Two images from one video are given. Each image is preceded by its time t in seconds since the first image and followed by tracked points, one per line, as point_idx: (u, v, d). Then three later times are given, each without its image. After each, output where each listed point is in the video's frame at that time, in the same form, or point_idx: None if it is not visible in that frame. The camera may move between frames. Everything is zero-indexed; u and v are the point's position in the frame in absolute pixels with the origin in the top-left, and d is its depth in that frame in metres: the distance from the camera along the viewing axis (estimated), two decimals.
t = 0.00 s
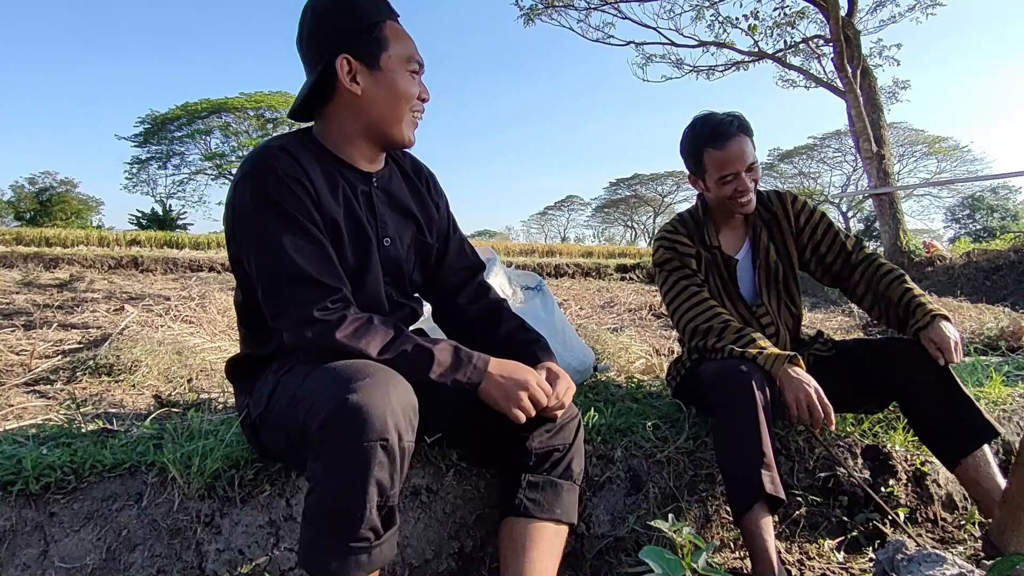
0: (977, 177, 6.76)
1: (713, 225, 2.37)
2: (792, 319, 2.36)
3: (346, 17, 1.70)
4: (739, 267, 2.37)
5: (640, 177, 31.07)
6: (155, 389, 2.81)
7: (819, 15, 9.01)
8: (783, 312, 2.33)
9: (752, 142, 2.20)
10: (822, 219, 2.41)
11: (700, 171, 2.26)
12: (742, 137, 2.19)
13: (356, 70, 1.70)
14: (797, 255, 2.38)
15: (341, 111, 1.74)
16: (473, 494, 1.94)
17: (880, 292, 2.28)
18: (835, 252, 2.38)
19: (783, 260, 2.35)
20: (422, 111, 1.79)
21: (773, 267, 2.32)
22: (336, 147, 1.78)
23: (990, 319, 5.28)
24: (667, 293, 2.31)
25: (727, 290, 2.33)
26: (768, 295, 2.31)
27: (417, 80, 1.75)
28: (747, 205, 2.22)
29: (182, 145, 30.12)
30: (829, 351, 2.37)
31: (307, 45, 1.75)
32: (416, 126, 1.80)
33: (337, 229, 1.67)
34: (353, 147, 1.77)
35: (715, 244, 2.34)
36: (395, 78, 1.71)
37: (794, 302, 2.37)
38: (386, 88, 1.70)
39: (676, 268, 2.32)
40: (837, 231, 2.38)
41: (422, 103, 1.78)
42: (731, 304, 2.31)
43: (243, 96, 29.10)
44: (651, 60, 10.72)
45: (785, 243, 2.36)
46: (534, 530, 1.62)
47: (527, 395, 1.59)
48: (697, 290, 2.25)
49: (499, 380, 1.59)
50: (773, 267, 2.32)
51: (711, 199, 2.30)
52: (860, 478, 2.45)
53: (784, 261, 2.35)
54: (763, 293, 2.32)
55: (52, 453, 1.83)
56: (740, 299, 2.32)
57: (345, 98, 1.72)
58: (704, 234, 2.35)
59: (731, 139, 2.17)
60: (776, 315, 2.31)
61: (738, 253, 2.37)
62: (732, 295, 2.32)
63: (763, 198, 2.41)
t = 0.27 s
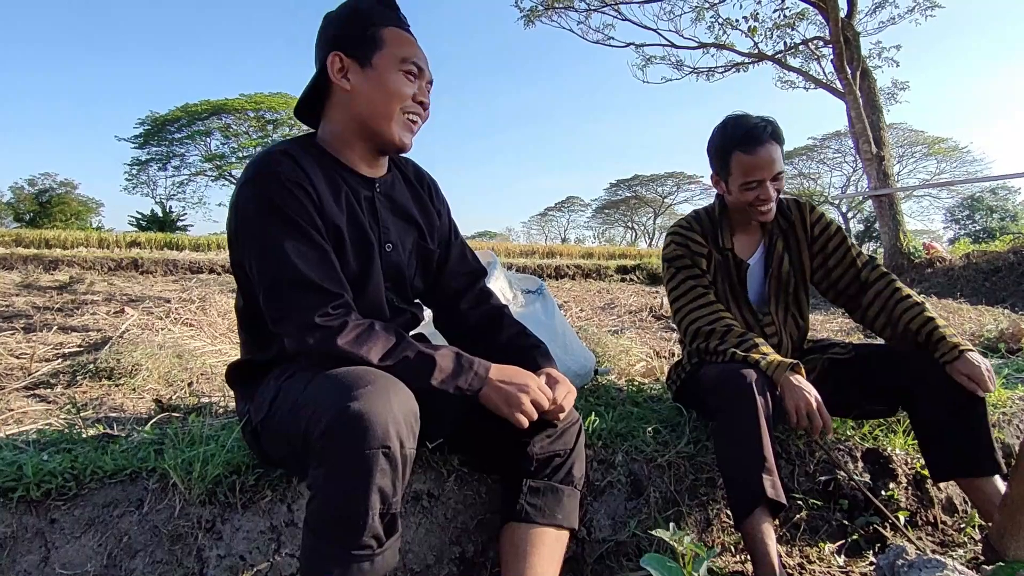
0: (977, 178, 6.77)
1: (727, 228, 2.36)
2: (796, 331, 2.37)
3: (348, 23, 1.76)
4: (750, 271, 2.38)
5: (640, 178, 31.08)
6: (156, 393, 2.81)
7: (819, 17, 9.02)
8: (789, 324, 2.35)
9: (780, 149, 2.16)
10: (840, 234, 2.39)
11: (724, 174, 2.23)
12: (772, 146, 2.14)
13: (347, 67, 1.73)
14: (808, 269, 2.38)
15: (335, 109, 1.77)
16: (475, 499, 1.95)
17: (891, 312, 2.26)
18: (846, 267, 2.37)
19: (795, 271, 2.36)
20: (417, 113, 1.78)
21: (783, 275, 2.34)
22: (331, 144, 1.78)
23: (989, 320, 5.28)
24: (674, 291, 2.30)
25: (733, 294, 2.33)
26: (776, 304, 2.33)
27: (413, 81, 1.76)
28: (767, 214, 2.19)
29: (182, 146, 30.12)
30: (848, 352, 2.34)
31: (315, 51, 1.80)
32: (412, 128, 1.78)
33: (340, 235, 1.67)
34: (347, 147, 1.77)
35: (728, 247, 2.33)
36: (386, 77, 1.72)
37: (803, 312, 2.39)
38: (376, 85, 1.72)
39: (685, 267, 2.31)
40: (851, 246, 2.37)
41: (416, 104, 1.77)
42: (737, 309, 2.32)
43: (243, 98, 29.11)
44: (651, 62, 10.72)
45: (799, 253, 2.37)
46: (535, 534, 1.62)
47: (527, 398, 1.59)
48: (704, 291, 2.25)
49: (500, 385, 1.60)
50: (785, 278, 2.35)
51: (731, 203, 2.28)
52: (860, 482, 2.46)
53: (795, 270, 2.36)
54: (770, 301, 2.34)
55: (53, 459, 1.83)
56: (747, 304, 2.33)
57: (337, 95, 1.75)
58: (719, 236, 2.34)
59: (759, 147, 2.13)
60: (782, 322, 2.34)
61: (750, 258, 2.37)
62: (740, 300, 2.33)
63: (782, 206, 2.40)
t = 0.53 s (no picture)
0: (977, 179, 6.78)
1: (749, 229, 2.33)
2: (801, 342, 2.38)
3: (355, 30, 1.77)
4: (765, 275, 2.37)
5: (640, 179, 31.09)
6: (155, 395, 2.81)
7: (818, 18, 9.03)
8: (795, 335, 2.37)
9: (817, 158, 2.15)
10: (856, 249, 2.39)
11: (756, 176, 2.22)
12: (810, 155, 2.14)
13: (352, 73, 1.75)
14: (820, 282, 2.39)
15: (342, 115, 1.79)
16: (474, 502, 1.95)
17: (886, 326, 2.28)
18: (853, 281, 2.38)
19: (809, 283, 2.37)
20: (423, 114, 1.77)
21: (798, 284, 2.34)
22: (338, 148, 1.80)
23: (988, 321, 5.28)
24: (684, 289, 2.29)
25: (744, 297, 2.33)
26: (786, 314, 2.34)
27: (415, 81, 1.75)
28: (792, 221, 2.20)
29: (181, 147, 30.12)
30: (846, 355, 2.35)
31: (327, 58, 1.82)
32: (417, 127, 1.76)
33: (346, 237, 1.67)
34: (354, 150, 1.77)
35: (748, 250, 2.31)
36: (389, 81, 1.72)
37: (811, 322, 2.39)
38: (379, 88, 1.72)
39: (700, 265, 2.29)
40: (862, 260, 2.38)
41: (420, 103, 1.75)
42: (746, 313, 2.32)
43: (243, 99, 29.12)
44: (650, 63, 10.75)
45: (816, 264, 2.37)
46: (534, 538, 1.62)
47: (526, 404, 1.60)
48: (714, 293, 2.24)
49: (499, 391, 1.60)
50: (799, 287, 2.35)
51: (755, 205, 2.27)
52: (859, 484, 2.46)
53: (808, 280, 2.36)
54: (783, 309, 2.35)
55: (53, 462, 1.83)
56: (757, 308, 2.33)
57: (344, 100, 1.77)
58: (740, 238, 2.32)
59: (797, 155, 2.12)
60: (789, 332, 2.35)
61: (767, 262, 2.36)
62: (751, 304, 2.33)
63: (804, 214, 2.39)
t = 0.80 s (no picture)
0: (975, 179, 6.77)
1: (781, 232, 2.29)
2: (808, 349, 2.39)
3: (374, 33, 1.76)
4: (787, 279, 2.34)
5: (639, 179, 31.10)
6: (153, 396, 2.81)
7: (817, 19, 9.04)
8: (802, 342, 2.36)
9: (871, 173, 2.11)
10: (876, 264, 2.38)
11: (806, 180, 2.15)
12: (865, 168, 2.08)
13: (374, 77, 1.73)
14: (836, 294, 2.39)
15: (358, 117, 1.77)
16: (471, 502, 1.95)
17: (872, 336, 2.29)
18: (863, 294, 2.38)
19: (829, 294, 2.36)
20: (439, 124, 1.79)
21: (818, 294, 2.32)
22: (348, 149, 1.78)
23: (987, 322, 5.28)
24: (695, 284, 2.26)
25: (759, 298, 2.31)
26: (798, 321, 2.32)
27: (434, 90, 1.76)
28: (829, 232, 2.18)
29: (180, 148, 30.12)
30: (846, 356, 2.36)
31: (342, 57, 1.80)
32: (434, 135, 1.77)
33: (348, 237, 1.67)
34: (367, 153, 1.77)
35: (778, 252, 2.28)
36: (411, 89, 1.72)
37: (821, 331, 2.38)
38: (401, 96, 1.72)
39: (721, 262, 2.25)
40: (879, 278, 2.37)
41: (438, 112, 1.77)
42: (757, 315, 2.32)
43: (243, 100, 29.12)
44: (650, 64, 10.76)
45: (834, 277, 2.36)
46: (531, 538, 1.62)
47: (523, 394, 1.60)
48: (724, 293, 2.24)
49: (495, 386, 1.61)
50: (818, 298, 2.33)
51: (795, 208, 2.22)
52: (857, 484, 2.46)
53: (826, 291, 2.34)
54: (798, 316, 2.33)
55: (49, 463, 1.83)
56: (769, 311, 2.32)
57: (363, 103, 1.75)
58: (770, 240, 2.28)
59: (851, 167, 2.06)
60: (796, 342, 2.34)
61: (791, 266, 2.33)
62: (765, 307, 2.32)
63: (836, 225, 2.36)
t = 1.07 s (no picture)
0: (975, 178, 6.77)
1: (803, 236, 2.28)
2: (811, 349, 2.39)
3: (384, 31, 1.74)
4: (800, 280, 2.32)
5: (639, 180, 31.10)
6: (151, 395, 2.81)
7: (817, 19, 9.05)
8: (806, 343, 2.34)
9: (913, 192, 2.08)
10: (884, 263, 2.39)
11: (852, 186, 2.10)
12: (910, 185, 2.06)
13: (391, 78, 1.71)
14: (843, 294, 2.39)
15: (367, 117, 1.75)
16: (469, 500, 1.95)
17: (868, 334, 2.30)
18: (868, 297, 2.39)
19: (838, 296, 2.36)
20: (445, 128, 1.81)
21: (828, 296, 2.32)
22: (354, 148, 1.77)
23: (987, 322, 5.27)
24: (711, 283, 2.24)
25: (771, 301, 2.31)
26: (805, 321, 2.30)
27: (444, 96, 1.77)
28: (854, 242, 2.17)
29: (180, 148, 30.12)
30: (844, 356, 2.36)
31: (347, 55, 1.78)
32: (440, 139, 1.80)
33: (349, 235, 1.67)
34: (373, 152, 1.76)
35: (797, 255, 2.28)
36: (424, 93, 1.72)
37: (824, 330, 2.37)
38: (416, 99, 1.72)
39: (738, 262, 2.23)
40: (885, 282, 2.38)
41: (446, 118, 1.79)
42: (767, 316, 2.31)
43: (242, 100, 29.12)
44: (650, 64, 10.76)
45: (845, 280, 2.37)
46: (529, 537, 1.62)
47: (519, 400, 1.61)
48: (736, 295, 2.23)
49: (491, 389, 1.61)
50: (827, 300, 2.32)
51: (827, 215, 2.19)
52: (855, 483, 2.46)
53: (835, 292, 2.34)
54: (806, 315, 2.30)
55: (47, 461, 1.83)
56: (778, 314, 2.32)
57: (376, 104, 1.73)
58: (792, 244, 2.28)
59: (900, 185, 2.03)
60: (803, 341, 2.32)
61: (807, 268, 2.32)
62: (776, 307, 2.31)
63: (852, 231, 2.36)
